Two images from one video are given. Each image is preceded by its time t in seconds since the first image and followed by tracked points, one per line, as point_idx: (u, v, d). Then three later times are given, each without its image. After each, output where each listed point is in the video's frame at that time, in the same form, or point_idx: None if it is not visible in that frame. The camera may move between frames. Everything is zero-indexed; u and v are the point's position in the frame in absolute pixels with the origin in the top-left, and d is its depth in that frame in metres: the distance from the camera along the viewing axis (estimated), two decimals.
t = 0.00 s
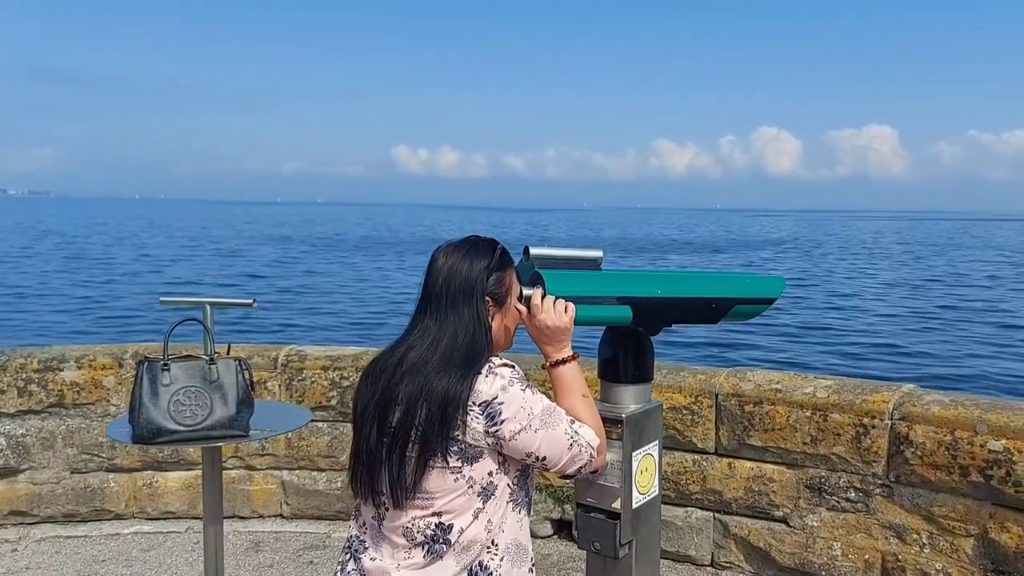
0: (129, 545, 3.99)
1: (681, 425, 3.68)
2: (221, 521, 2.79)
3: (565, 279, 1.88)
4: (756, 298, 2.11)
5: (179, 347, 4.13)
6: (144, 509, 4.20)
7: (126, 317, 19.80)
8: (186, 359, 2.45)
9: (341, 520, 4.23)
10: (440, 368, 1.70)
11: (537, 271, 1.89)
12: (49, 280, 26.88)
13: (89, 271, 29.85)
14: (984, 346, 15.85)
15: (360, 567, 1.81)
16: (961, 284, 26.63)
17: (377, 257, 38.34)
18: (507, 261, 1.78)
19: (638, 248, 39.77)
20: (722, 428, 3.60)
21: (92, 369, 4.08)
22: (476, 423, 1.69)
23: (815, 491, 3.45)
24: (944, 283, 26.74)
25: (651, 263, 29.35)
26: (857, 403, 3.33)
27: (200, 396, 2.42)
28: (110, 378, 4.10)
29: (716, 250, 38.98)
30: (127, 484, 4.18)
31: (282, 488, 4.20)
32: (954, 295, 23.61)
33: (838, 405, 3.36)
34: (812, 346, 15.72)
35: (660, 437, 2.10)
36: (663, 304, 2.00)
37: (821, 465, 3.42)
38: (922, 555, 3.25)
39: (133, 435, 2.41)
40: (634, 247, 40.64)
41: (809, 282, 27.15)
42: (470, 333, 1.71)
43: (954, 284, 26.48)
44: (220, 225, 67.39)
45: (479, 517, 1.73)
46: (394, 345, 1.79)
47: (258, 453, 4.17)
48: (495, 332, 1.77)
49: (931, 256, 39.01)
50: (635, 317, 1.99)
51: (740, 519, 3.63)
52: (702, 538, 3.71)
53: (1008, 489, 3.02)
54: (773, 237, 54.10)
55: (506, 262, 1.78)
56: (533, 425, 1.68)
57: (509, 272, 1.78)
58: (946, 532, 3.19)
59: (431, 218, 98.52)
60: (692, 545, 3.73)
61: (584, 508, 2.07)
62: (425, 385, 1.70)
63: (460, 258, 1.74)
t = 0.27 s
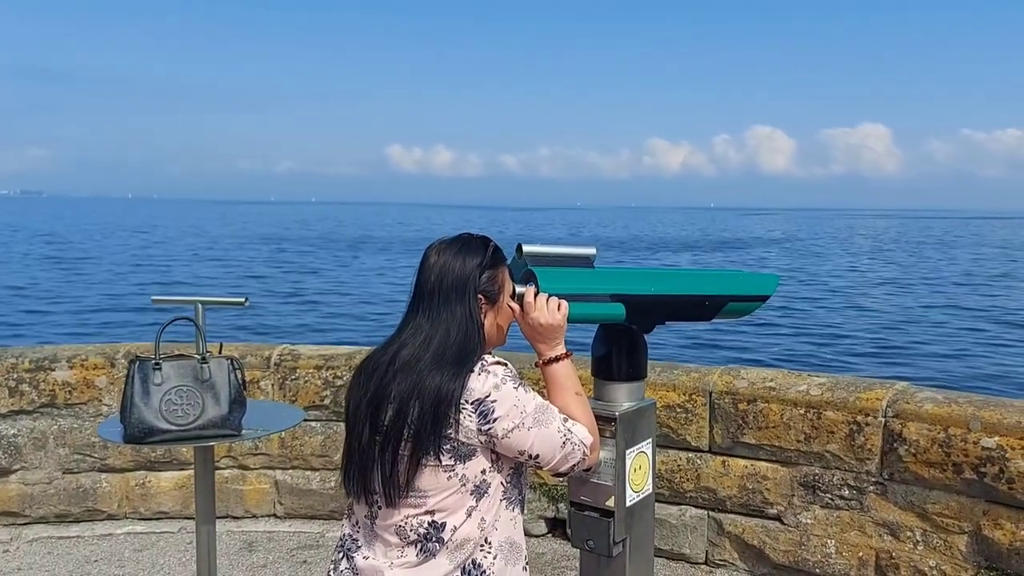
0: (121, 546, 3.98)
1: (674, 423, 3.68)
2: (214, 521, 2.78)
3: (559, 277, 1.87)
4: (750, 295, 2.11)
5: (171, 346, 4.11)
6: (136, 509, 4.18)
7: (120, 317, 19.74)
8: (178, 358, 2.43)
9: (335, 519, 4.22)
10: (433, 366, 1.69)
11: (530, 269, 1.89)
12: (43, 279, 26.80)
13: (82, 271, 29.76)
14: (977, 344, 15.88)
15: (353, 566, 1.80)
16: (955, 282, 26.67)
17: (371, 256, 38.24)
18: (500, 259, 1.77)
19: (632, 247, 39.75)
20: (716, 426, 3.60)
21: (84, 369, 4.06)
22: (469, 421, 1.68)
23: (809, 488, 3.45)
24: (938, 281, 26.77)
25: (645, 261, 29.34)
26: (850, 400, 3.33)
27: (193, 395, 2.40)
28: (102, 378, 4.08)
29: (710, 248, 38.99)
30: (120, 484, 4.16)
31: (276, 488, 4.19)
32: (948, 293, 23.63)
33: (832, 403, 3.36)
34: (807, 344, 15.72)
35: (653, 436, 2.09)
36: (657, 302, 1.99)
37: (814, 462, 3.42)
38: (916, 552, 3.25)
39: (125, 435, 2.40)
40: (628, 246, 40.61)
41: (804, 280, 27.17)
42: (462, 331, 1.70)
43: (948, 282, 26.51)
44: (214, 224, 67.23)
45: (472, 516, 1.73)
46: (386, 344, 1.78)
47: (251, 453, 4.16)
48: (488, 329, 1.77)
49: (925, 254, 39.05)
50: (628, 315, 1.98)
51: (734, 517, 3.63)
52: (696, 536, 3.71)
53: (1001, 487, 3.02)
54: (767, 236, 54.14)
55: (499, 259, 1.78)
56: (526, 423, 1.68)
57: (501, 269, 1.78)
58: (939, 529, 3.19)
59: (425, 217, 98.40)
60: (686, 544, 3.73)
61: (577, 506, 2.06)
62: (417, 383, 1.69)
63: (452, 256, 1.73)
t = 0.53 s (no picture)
0: (118, 545, 3.97)
1: (672, 421, 3.67)
2: (211, 520, 2.77)
3: (557, 274, 1.86)
4: (748, 292, 2.10)
5: (168, 344, 4.10)
6: (134, 508, 4.17)
7: (117, 316, 19.71)
8: (175, 356, 2.42)
9: (333, 518, 4.21)
10: (432, 363, 1.68)
11: (528, 266, 1.88)
12: (39, 279, 26.74)
13: (79, 270, 29.70)
14: (975, 341, 15.87)
15: (352, 564, 1.80)
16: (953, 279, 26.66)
17: (368, 255, 38.18)
18: (498, 255, 1.76)
19: (630, 245, 39.70)
20: (714, 423, 3.60)
21: (81, 367, 4.05)
22: (468, 418, 1.67)
23: (807, 485, 3.45)
24: (936, 279, 26.77)
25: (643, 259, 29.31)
26: (848, 397, 3.33)
27: (190, 394, 2.40)
28: (98, 377, 4.06)
29: (708, 246, 38.96)
30: (117, 483, 4.15)
31: (273, 487, 4.18)
32: (946, 291, 23.63)
33: (830, 400, 3.36)
34: (804, 342, 15.72)
35: (652, 433, 2.08)
36: (655, 298, 1.98)
37: (813, 459, 3.42)
38: (914, 549, 3.25)
39: (122, 433, 2.39)
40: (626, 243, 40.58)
41: (801, 278, 27.16)
42: (461, 328, 1.69)
43: (945, 280, 26.50)
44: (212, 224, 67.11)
45: (472, 513, 1.72)
46: (384, 341, 1.77)
47: (249, 451, 4.15)
48: (486, 326, 1.76)
49: (923, 251, 39.04)
50: (626, 312, 1.97)
51: (732, 514, 3.63)
52: (694, 534, 3.71)
53: (1000, 483, 3.01)
54: (765, 233, 54.12)
55: (497, 255, 1.77)
56: (525, 420, 1.67)
57: (500, 266, 1.77)
58: (937, 525, 3.19)
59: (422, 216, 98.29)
60: (685, 541, 3.73)
61: (576, 503, 2.05)
62: (416, 381, 1.68)
63: (450, 252, 1.72)
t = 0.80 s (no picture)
0: (120, 544, 3.96)
1: (675, 417, 3.66)
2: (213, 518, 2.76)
3: (562, 270, 1.84)
4: (750, 287, 2.09)
5: (168, 342, 4.09)
6: (135, 507, 4.17)
7: (117, 314, 19.71)
8: (176, 354, 2.41)
9: (334, 515, 4.20)
10: (436, 361, 1.67)
11: (531, 261, 1.86)
12: (40, 278, 26.73)
13: (79, 269, 29.68)
14: (977, 337, 15.86)
15: (357, 561, 1.79)
16: (954, 275, 26.64)
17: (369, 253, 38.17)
18: (502, 252, 1.75)
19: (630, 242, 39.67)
20: (716, 420, 3.59)
21: (81, 366, 4.05)
22: (473, 416, 1.66)
23: (810, 482, 3.44)
24: (937, 275, 26.74)
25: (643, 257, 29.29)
26: (851, 393, 3.32)
27: (191, 391, 2.39)
28: (99, 375, 4.06)
29: (708, 244, 38.92)
30: (118, 482, 4.14)
31: (275, 484, 4.18)
32: (947, 287, 23.61)
33: (833, 396, 3.35)
34: (806, 339, 15.71)
35: (655, 429, 2.06)
36: (659, 294, 1.97)
37: (815, 455, 3.42)
38: (917, 545, 3.24)
39: (122, 432, 2.37)
40: (626, 241, 40.55)
41: (803, 274, 27.14)
42: (465, 325, 1.68)
43: (947, 276, 26.47)
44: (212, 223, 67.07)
45: (476, 510, 1.71)
46: (387, 339, 1.75)
47: (250, 449, 4.14)
48: (490, 323, 1.75)
49: (925, 247, 39.00)
50: (630, 309, 1.95)
51: (735, 511, 3.62)
52: (697, 530, 3.71)
53: (1003, 479, 3.01)
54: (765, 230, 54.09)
55: (500, 252, 1.76)
56: (530, 417, 1.66)
57: (503, 262, 1.76)
58: (940, 521, 3.18)
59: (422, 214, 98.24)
60: (687, 538, 3.72)
61: (579, 501, 2.03)
62: (420, 378, 1.67)
63: (453, 249, 1.71)
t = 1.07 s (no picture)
0: (119, 541, 3.96)
1: (674, 413, 3.66)
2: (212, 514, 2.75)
3: (562, 262, 1.83)
4: (748, 279, 2.08)
5: (167, 338, 4.08)
6: (134, 504, 4.16)
7: (118, 312, 19.71)
8: (174, 349, 2.40)
9: (334, 512, 4.20)
10: (434, 355, 1.65)
11: (531, 255, 1.85)
12: (39, 276, 26.71)
13: (79, 267, 29.67)
14: (977, 333, 15.88)
15: (355, 556, 1.78)
16: (953, 271, 26.66)
17: (368, 250, 38.18)
18: (501, 245, 1.74)
19: (629, 239, 39.66)
20: (716, 414, 3.59)
21: (80, 363, 4.04)
22: (471, 411, 1.65)
23: (810, 476, 3.43)
24: (936, 271, 26.76)
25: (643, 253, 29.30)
26: (851, 387, 3.31)
27: (189, 387, 2.38)
28: (98, 372, 4.05)
29: (707, 240, 38.91)
30: (117, 478, 4.14)
31: (275, 481, 4.17)
32: (947, 283, 23.63)
33: (832, 390, 3.35)
34: (806, 335, 15.72)
35: (654, 423, 2.01)
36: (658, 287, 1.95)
37: (814, 450, 3.41)
38: (917, 539, 3.24)
39: (120, 428, 2.36)
40: (625, 238, 40.53)
41: (802, 270, 27.15)
42: (464, 320, 1.66)
43: (946, 272, 26.48)
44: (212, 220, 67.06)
45: (475, 505, 1.70)
46: (385, 333, 1.74)
47: (249, 446, 4.14)
48: (490, 317, 1.73)
49: (925, 243, 39.02)
50: (630, 301, 1.93)
51: (735, 505, 3.62)
52: (697, 525, 3.70)
53: (1003, 473, 3.00)
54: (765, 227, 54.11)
55: (500, 245, 1.74)
56: (529, 412, 1.64)
57: (502, 256, 1.74)
58: (941, 515, 3.18)
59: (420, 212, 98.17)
60: (687, 533, 3.72)
61: (578, 494, 1.98)
62: (419, 373, 1.65)
63: (452, 242, 1.69)
